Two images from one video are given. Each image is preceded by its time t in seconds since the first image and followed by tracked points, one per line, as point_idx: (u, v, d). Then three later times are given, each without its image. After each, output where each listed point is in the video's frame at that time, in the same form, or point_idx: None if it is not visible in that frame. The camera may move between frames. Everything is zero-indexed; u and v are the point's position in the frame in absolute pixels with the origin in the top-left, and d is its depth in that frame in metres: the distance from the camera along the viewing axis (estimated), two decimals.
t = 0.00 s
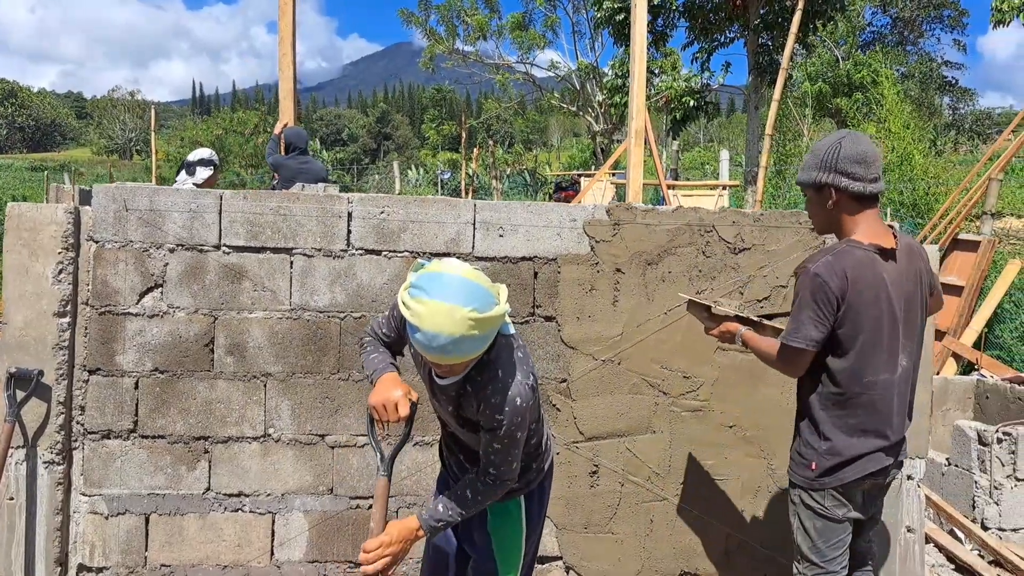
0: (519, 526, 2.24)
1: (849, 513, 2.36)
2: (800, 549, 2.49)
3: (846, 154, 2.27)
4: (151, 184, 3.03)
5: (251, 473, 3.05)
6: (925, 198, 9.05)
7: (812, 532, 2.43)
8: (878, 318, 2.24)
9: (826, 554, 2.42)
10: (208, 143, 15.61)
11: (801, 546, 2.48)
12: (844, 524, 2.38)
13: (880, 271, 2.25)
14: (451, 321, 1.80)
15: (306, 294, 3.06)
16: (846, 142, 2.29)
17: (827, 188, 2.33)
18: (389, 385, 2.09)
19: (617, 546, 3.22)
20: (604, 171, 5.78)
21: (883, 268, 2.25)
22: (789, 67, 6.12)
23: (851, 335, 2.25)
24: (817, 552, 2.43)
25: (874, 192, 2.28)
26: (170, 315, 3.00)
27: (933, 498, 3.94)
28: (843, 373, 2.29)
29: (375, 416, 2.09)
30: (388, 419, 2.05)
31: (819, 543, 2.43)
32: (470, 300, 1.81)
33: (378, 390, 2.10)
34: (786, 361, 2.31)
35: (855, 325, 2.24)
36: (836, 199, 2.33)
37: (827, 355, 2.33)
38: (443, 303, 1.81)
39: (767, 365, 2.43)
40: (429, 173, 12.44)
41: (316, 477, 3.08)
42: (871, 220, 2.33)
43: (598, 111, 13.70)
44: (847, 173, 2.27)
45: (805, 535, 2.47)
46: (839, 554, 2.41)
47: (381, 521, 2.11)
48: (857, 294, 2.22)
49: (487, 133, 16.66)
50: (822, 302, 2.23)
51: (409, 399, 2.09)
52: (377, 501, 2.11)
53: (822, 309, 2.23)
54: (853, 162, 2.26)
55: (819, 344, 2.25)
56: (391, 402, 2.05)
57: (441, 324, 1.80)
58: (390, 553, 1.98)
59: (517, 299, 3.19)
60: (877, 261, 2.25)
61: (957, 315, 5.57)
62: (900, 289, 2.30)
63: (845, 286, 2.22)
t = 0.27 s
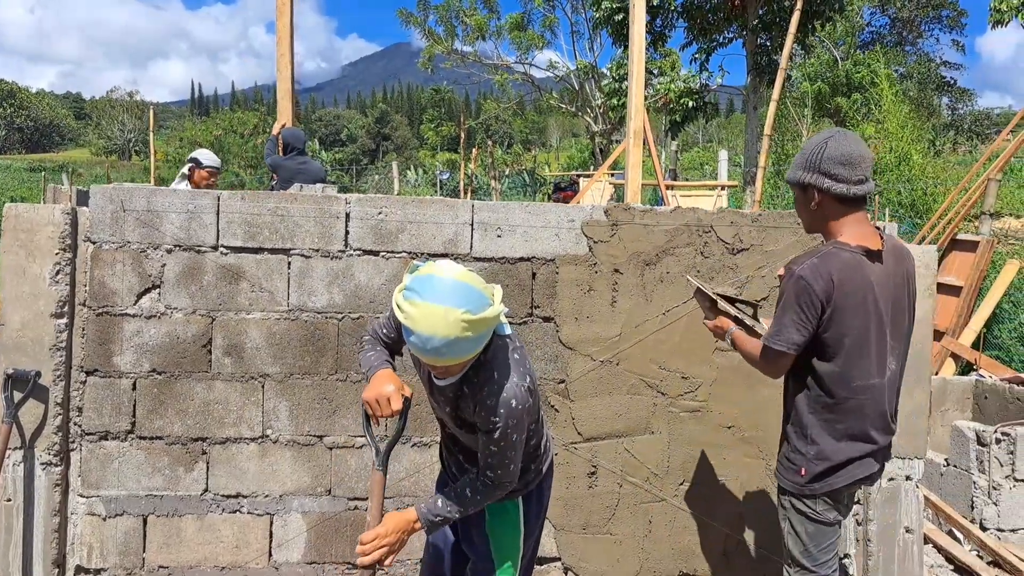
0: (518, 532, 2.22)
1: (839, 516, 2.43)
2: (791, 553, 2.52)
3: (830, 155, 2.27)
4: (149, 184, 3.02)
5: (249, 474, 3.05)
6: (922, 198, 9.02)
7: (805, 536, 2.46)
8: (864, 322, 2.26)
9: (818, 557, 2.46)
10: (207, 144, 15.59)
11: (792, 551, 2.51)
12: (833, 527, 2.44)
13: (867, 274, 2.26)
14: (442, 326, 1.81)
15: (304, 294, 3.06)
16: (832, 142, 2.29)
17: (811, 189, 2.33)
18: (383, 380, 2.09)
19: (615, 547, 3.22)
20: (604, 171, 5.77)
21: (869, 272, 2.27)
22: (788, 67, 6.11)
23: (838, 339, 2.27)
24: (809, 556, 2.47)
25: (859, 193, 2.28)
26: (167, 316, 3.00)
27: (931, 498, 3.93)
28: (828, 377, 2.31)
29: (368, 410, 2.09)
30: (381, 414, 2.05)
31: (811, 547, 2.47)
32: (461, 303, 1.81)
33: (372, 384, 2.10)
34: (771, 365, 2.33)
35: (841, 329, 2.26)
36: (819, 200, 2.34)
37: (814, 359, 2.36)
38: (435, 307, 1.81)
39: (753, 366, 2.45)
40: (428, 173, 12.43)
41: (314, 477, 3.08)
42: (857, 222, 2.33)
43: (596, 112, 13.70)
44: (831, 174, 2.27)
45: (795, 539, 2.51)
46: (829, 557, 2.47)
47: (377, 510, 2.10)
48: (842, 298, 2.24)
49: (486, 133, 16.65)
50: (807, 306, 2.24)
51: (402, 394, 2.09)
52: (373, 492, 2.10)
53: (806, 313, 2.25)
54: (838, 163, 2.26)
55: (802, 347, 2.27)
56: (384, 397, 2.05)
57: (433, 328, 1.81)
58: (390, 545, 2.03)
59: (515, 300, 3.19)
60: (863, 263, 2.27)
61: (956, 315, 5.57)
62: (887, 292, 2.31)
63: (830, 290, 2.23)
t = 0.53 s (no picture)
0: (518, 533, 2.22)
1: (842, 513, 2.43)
2: (795, 554, 2.51)
3: (815, 157, 2.27)
4: (150, 185, 3.02)
5: (251, 474, 3.05)
6: (923, 197, 9.03)
7: (810, 536, 2.45)
8: (860, 320, 2.28)
9: (825, 557, 2.45)
10: (207, 143, 15.58)
11: (796, 552, 2.50)
12: (837, 525, 2.44)
13: (860, 273, 2.28)
14: (442, 316, 1.81)
15: (305, 295, 3.06)
16: (819, 143, 2.29)
17: (797, 190, 2.35)
18: (385, 403, 2.10)
19: (616, 547, 3.22)
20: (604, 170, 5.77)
21: (862, 271, 2.29)
22: (788, 66, 6.10)
23: (834, 338, 2.29)
24: (816, 556, 2.46)
25: (844, 196, 2.28)
26: (169, 316, 3.00)
27: (933, 497, 3.93)
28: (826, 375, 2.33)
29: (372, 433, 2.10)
30: (383, 437, 2.06)
31: (817, 547, 2.46)
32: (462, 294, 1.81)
33: (375, 406, 2.11)
34: (766, 365, 2.33)
35: (837, 328, 2.28)
36: (805, 201, 2.35)
37: (810, 358, 2.37)
38: (434, 299, 1.82)
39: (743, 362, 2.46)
40: (428, 172, 12.42)
41: (316, 478, 3.08)
42: (845, 223, 2.33)
43: (596, 110, 13.69)
44: (816, 176, 2.28)
45: (799, 540, 2.50)
46: (835, 555, 2.46)
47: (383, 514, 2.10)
48: (836, 297, 2.26)
49: (486, 132, 16.66)
50: (802, 306, 2.26)
51: (403, 415, 2.09)
52: (377, 517, 2.10)
53: (801, 313, 2.26)
54: (823, 166, 2.26)
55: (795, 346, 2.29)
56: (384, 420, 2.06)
57: (432, 319, 1.81)
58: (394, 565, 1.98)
59: (516, 300, 3.18)
60: (856, 263, 2.29)
61: (957, 314, 5.57)
62: (880, 289, 2.34)
63: (825, 290, 2.25)
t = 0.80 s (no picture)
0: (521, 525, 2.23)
1: (832, 507, 2.50)
2: (790, 551, 2.55)
3: (803, 160, 2.36)
4: (152, 186, 3.03)
5: (254, 475, 3.06)
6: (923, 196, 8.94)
7: (803, 532, 2.50)
8: (847, 318, 2.37)
9: (818, 552, 2.51)
10: (208, 143, 15.58)
11: (790, 548, 2.54)
12: (828, 519, 2.50)
13: (846, 273, 2.37)
14: (439, 317, 1.82)
15: (308, 295, 3.06)
16: (807, 148, 2.37)
17: (783, 192, 2.44)
18: (393, 374, 2.10)
19: (617, 547, 3.22)
20: (604, 170, 5.77)
21: (848, 270, 2.38)
22: (789, 65, 6.10)
23: (823, 335, 2.37)
24: (810, 551, 2.51)
25: (827, 200, 2.36)
26: (172, 317, 3.00)
27: (934, 497, 3.94)
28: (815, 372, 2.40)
29: (379, 405, 2.10)
30: (390, 408, 2.06)
31: (811, 543, 2.51)
32: (459, 294, 1.82)
33: (382, 377, 2.11)
34: (757, 362, 2.40)
35: (825, 325, 2.36)
36: (790, 203, 2.44)
37: (799, 355, 2.44)
38: (431, 299, 1.83)
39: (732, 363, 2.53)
40: (429, 172, 12.42)
41: (318, 478, 3.09)
42: (830, 225, 2.42)
43: (597, 110, 13.69)
44: (802, 180, 2.37)
45: (793, 536, 2.54)
46: (829, 550, 2.52)
47: (394, 505, 2.13)
48: (826, 295, 2.34)
49: (487, 132, 16.66)
50: (793, 304, 2.33)
51: (412, 387, 2.10)
52: (387, 485, 2.12)
53: (792, 311, 2.33)
54: (809, 169, 2.35)
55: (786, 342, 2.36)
56: (394, 390, 2.06)
57: (430, 319, 1.82)
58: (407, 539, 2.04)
59: (518, 300, 3.19)
60: (842, 263, 2.37)
61: (958, 314, 5.57)
62: (864, 288, 2.43)
63: (814, 287, 2.33)
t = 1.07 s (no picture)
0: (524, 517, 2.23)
1: (836, 503, 2.50)
2: (793, 549, 2.56)
3: (785, 162, 2.44)
4: (156, 187, 3.03)
5: (258, 475, 3.06)
6: (924, 196, 8.93)
7: (806, 528, 2.51)
8: (834, 312, 2.40)
9: (821, 549, 2.51)
10: (209, 144, 15.60)
11: (793, 545, 2.54)
12: (831, 515, 2.51)
13: (830, 267, 2.41)
14: (447, 305, 1.83)
15: (312, 296, 3.07)
16: (789, 150, 2.45)
17: (767, 193, 2.53)
18: (396, 367, 2.11)
19: (621, 546, 3.22)
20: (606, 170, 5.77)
21: (831, 264, 2.42)
22: (790, 65, 6.10)
23: (812, 330, 2.39)
24: (813, 548, 2.51)
25: (810, 200, 2.45)
26: (176, 318, 3.01)
27: (937, 496, 3.95)
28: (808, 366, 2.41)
29: (382, 397, 2.11)
30: (396, 399, 2.07)
31: (814, 540, 2.51)
32: (465, 282, 1.84)
33: (386, 370, 2.13)
34: (749, 358, 2.42)
35: (814, 319, 2.39)
36: (773, 204, 2.53)
37: (789, 351, 2.46)
38: (439, 288, 1.84)
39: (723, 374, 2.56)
40: (430, 172, 12.42)
41: (322, 478, 3.09)
42: (813, 223, 2.50)
43: (598, 110, 13.69)
44: (784, 181, 2.45)
45: (796, 533, 2.55)
46: (831, 547, 2.52)
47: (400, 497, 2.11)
48: (811, 289, 2.38)
49: (488, 132, 16.65)
50: (780, 298, 2.36)
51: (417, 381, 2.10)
52: (393, 476, 2.12)
53: (780, 305, 2.36)
54: (790, 170, 2.44)
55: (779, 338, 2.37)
56: (399, 382, 2.07)
57: (437, 308, 1.83)
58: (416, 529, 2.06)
59: (521, 300, 3.19)
60: (825, 258, 2.42)
61: (960, 313, 5.57)
62: (849, 281, 2.46)
63: (799, 282, 2.36)
